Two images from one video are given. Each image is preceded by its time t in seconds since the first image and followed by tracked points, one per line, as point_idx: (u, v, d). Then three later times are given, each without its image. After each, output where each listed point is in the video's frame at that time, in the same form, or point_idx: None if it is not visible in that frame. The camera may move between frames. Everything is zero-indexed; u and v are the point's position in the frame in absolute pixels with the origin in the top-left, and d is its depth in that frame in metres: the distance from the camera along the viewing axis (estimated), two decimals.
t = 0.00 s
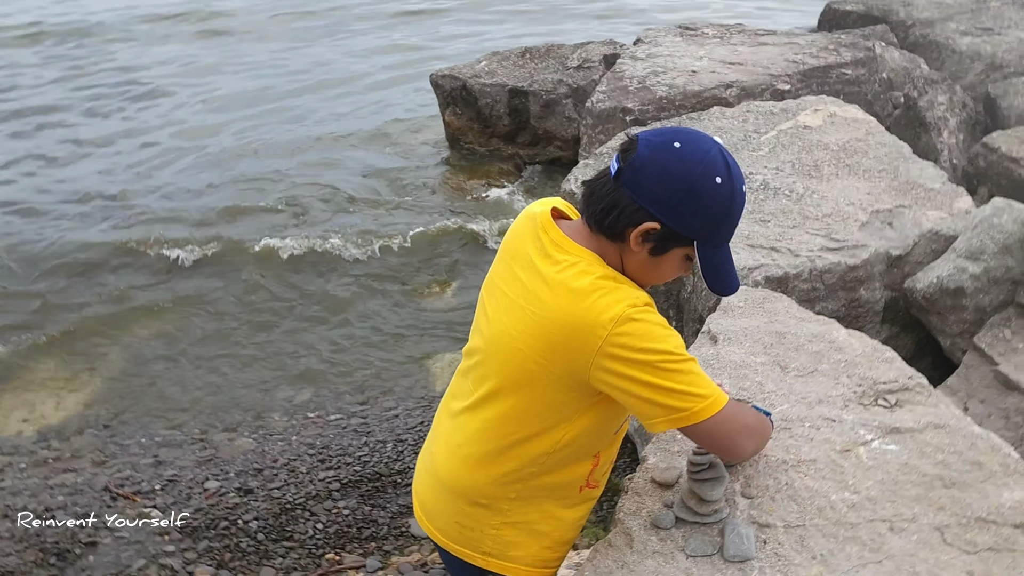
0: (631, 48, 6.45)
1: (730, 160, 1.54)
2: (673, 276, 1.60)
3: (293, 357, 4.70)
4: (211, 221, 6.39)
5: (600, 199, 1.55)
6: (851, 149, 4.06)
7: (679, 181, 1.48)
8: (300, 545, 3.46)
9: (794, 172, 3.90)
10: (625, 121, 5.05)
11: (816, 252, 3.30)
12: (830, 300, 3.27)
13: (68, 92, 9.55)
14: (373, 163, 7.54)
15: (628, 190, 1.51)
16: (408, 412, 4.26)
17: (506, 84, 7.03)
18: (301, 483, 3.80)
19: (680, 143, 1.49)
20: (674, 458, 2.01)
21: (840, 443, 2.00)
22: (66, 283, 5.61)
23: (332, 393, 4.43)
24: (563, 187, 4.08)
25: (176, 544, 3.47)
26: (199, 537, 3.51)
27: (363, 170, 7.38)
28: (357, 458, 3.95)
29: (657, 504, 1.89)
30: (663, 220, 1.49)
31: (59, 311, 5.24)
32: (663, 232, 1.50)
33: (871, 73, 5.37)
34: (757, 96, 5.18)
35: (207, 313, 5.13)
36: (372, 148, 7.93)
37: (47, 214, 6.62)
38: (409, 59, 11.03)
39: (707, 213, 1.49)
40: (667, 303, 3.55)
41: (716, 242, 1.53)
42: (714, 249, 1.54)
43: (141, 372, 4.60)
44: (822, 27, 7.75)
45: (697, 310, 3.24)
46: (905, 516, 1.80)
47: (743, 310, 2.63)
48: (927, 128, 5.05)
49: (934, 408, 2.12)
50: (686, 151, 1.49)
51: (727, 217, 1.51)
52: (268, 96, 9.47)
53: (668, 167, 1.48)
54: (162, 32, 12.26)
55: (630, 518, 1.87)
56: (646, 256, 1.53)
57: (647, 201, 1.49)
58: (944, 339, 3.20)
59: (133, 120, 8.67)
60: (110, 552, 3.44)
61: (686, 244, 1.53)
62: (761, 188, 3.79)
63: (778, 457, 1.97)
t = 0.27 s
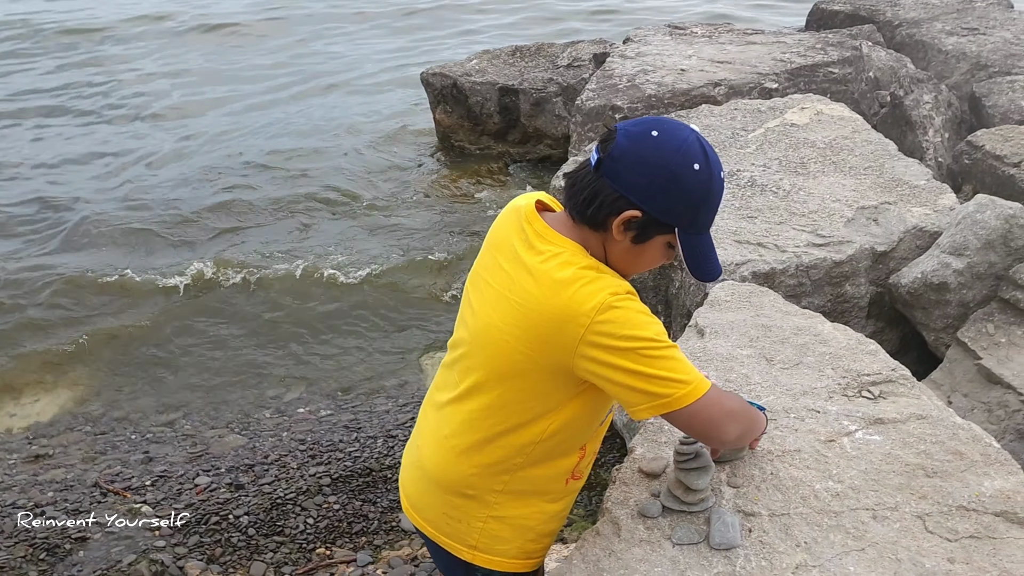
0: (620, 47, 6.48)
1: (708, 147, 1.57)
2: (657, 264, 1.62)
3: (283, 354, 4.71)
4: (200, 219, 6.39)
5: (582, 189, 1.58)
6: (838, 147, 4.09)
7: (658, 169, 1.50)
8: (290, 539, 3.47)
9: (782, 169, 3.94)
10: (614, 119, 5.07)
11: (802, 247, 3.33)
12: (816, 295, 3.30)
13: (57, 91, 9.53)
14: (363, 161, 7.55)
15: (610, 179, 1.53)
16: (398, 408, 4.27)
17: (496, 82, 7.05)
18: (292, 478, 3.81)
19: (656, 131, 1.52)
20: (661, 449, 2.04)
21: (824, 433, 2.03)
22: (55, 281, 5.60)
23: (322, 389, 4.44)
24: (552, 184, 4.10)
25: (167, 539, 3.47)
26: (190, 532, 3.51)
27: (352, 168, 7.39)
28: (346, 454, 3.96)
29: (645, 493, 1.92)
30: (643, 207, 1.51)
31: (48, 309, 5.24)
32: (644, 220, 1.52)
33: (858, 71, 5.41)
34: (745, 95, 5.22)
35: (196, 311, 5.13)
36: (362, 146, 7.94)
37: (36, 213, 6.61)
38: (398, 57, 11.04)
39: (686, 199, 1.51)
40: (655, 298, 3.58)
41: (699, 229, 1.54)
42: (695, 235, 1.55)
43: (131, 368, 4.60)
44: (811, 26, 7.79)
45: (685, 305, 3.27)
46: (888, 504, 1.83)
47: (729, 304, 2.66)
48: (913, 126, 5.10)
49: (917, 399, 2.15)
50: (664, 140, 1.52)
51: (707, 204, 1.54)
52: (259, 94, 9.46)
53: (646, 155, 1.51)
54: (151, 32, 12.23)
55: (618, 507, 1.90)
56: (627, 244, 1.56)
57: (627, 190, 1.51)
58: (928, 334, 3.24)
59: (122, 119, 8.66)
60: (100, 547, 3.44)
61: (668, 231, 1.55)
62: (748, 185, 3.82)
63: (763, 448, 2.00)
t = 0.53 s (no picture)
0: (608, 48, 6.51)
1: (687, 143, 1.58)
2: (640, 259, 1.64)
3: (268, 352, 4.71)
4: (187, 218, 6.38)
5: (563, 185, 1.59)
6: (823, 150, 4.13)
7: (637, 166, 1.51)
8: (274, 537, 3.47)
9: (767, 171, 3.98)
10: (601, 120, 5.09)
11: (786, 248, 3.37)
12: (800, 296, 3.33)
13: (43, 89, 9.49)
14: (351, 160, 7.55)
15: (590, 176, 1.55)
16: (384, 406, 4.28)
17: (484, 82, 7.06)
18: (277, 476, 3.82)
19: (635, 127, 1.54)
20: (645, 446, 2.06)
21: (806, 431, 2.06)
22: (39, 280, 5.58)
23: (308, 387, 4.44)
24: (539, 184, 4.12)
25: (149, 536, 3.46)
26: (173, 530, 3.50)
27: (340, 167, 7.39)
28: (331, 452, 3.96)
29: (629, 489, 1.94)
30: (623, 203, 1.53)
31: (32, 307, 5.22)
32: (624, 215, 1.54)
33: (843, 75, 5.46)
34: (731, 97, 5.25)
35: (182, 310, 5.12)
36: (350, 146, 7.93)
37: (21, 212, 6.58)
38: (387, 57, 11.03)
39: (666, 195, 1.52)
40: (641, 298, 3.60)
41: (679, 225, 1.56)
42: (675, 230, 1.57)
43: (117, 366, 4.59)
44: (797, 30, 7.84)
45: (671, 305, 3.29)
46: (867, 500, 1.86)
47: (714, 304, 2.68)
48: (897, 130, 5.16)
49: (897, 398, 2.18)
50: (643, 136, 1.53)
51: (687, 199, 1.55)
52: (247, 94, 9.45)
53: (625, 151, 1.52)
54: (139, 31, 12.20)
55: (602, 503, 1.91)
56: (608, 239, 1.57)
57: (607, 186, 1.53)
58: (910, 335, 3.27)
59: (108, 118, 8.63)
60: (82, 544, 3.42)
61: (649, 227, 1.56)
62: (734, 186, 3.85)
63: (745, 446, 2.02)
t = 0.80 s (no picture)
0: (598, 51, 6.54)
1: (642, 126, 1.58)
2: (608, 245, 1.64)
3: (255, 352, 4.71)
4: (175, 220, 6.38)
5: (525, 174, 1.61)
6: (808, 154, 4.17)
7: (590, 150, 1.52)
8: (259, 537, 3.47)
9: (753, 175, 4.01)
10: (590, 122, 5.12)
11: (772, 251, 3.39)
12: (784, 298, 3.36)
13: (31, 90, 9.46)
14: (340, 163, 7.56)
15: (547, 163, 1.56)
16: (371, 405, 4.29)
17: (474, 84, 7.08)
18: (262, 475, 3.82)
19: (588, 113, 1.54)
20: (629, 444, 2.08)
21: (787, 431, 2.09)
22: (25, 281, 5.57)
23: (294, 387, 4.45)
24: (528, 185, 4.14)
25: (132, 536, 3.46)
26: (156, 529, 3.50)
27: (330, 169, 7.40)
28: (317, 452, 3.96)
29: (610, 488, 1.96)
30: (581, 186, 1.53)
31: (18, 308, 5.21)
32: (583, 199, 1.55)
33: (830, 81, 5.51)
34: (720, 101, 5.29)
35: (169, 311, 5.12)
36: (340, 148, 7.94)
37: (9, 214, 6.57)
38: (378, 59, 11.04)
39: (622, 177, 1.52)
40: (628, 299, 3.63)
41: (642, 207, 1.56)
42: (640, 212, 1.56)
43: (102, 366, 4.58)
44: (785, 36, 7.89)
45: (657, 307, 3.36)
46: (846, 498, 1.88)
47: (699, 305, 2.71)
48: (883, 136, 5.21)
49: (877, 399, 2.21)
50: (596, 120, 1.54)
51: (645, 180, 1.54)
52: (237, 95, 9.44)
53: (578, 137, 1.53)
54: (128, 32, 12.17)
55: (584, 500, 1.93)
56: (571, 225, 1.59)
57: (564, 172, 1.54)
58: (892, 338, 3.30)
59: (97, 119, 8.61)
60: (65, 543, 3.42)
61: (610, 211, 1.57)
62: (721, 189, 3.88)
63: (728, 445, 2.05)
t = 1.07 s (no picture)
0: (587, 55, 6.57)
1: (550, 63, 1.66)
2: (557, 187, 1.64)
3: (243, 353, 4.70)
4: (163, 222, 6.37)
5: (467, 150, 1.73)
6: (795, 159, 4.21)
7: (499, 92, 1.61)
8: (245, 537, 3.46)
9: (740, 179, 4.04)
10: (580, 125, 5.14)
11: (759, 255, 3.42)
12: (771, 301, 3.39)
13: (18, 92, 9.42)
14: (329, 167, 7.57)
15: (472, 128, 1.68)
16: (358, 405, 4.28)
17: (463, 86, 7.10)
18: (248, 476, 3.81)
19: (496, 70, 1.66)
20: (616, 444, 2.10)
21: (773, 431, 2.11)
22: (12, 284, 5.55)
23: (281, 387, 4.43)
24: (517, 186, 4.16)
25: (118, 535, 3.45)
26: (141, 529, 3.49)
27: (318, 172, 7.40)
28: (304, 452, 3.96)
29: (599, 486, 1.98)
30: (499, 131, 1.61)
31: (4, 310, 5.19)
32: (505, 141, 1.62)
33: (817, 87, 5.56)
34: (708, 105, 5.33)
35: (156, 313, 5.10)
36: (329, 152, 7.95)
37: None
38: (367, 63, 11.06)
39: (529, 106, 1.59)
40: (616, 302, 3.65)
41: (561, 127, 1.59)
42: (563, 134, 1.60)
43: (89, 368, 4.57)
44: (773, 42, 7.95)
45: (645, 309, 3.39)
46: (831, 498, 1.90)
47: (686, 307, 2.73)
48: (868, 142, 5.26)
49: (862, 400, 2.24)
50: (501, 72, 1.65)
51: (556, 104, 1.60)
52: (226, 98, 9.43)
53: (488, 88, 1.64)
54: (116, 34, 12.12)
55: (572, 499, 1.95)
56: (509, 173, 1.65)
57: (483, 122, 1.64)
58: (877, 341, 3.33)
59: (85, 121, 8.57)
60: (49, 542, 3.41)
61: (535, 144, 1.61)
62: (708, 194, 3.91)
63: (714, 445, 2.07)
